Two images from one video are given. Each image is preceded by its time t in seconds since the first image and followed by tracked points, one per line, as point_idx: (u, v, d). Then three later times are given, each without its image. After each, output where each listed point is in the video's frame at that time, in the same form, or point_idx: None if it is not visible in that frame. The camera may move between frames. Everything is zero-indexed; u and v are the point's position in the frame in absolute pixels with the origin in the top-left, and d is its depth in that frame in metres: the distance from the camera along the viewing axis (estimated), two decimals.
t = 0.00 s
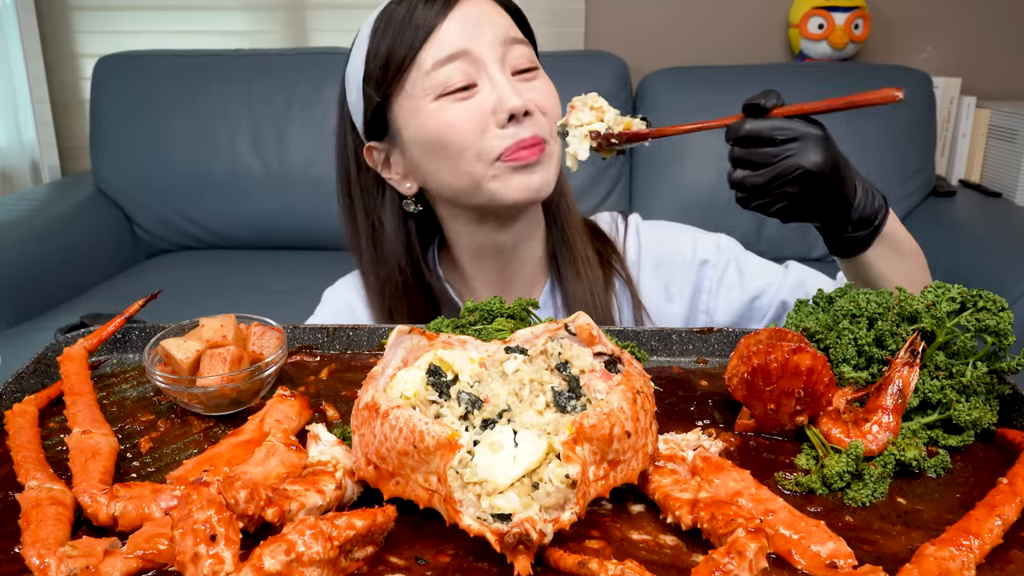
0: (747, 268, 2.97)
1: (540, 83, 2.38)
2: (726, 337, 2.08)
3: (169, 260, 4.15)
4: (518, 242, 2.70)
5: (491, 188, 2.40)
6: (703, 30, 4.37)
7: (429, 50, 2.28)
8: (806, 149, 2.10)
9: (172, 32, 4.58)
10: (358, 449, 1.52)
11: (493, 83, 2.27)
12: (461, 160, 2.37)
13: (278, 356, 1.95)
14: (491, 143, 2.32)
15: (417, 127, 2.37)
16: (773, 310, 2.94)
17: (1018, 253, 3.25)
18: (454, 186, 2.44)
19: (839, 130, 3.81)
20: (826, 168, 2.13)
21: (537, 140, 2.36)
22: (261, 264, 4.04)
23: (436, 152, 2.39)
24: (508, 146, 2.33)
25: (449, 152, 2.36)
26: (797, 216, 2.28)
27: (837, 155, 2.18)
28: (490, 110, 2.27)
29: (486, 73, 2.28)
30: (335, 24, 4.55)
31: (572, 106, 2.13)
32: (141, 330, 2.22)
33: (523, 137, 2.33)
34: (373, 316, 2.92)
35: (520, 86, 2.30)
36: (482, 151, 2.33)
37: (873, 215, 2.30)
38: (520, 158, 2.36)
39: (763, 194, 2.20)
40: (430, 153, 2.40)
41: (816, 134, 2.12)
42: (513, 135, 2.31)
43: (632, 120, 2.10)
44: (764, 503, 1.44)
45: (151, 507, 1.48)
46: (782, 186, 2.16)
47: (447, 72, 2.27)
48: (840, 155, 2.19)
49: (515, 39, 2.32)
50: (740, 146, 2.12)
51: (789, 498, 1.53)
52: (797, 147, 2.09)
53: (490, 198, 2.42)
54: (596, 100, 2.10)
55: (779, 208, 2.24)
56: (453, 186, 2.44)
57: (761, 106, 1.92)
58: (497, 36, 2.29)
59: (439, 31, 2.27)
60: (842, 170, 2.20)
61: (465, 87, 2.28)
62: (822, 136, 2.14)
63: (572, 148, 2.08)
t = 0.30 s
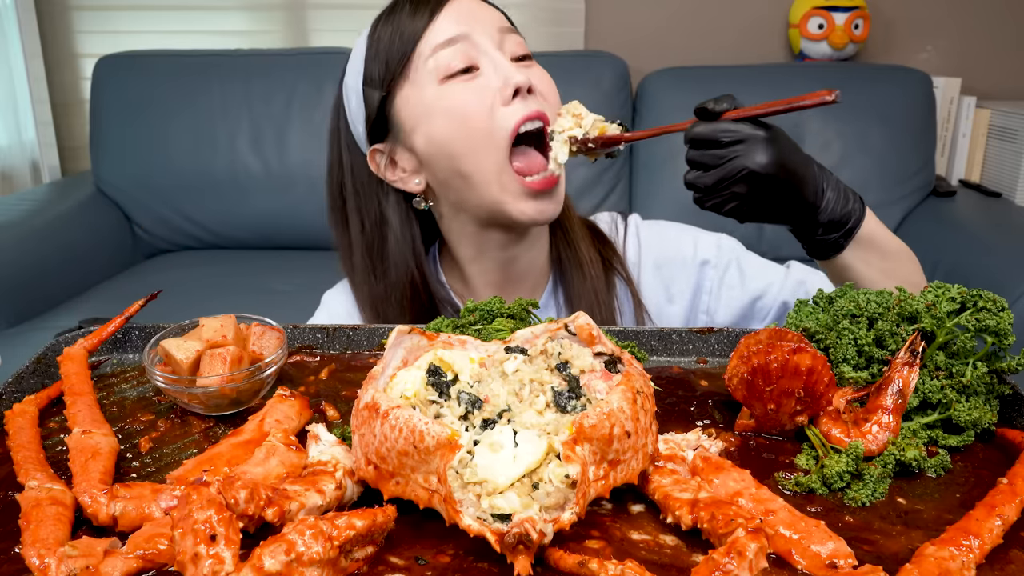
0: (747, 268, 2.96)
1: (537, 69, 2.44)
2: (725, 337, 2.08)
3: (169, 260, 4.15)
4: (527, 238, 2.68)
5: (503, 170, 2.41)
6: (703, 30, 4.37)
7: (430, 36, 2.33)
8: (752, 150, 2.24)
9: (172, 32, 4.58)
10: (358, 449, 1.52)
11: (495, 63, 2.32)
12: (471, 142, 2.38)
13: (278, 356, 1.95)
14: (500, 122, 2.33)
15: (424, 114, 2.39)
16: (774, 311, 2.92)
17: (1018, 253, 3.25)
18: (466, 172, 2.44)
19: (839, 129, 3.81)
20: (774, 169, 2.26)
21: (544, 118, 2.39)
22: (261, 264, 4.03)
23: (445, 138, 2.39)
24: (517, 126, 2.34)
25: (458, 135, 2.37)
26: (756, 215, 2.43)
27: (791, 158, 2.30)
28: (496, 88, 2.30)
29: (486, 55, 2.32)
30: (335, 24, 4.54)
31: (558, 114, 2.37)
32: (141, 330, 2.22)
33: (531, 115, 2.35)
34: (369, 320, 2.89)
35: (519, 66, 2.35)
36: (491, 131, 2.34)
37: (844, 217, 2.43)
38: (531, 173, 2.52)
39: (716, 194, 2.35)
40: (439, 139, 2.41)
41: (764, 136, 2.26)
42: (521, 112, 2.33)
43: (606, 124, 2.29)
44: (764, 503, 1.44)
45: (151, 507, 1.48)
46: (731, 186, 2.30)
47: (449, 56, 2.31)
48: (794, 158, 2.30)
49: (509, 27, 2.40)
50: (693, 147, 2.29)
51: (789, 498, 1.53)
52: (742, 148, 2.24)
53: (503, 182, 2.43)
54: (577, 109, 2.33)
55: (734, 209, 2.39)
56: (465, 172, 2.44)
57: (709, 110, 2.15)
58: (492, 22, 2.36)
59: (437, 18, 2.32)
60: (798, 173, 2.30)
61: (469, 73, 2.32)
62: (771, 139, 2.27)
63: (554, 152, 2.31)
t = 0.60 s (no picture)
0: (749, 265, 2.96)
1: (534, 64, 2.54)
2: (726, 337, 2.08)
3: (169, 260, 4.15)
4: (535, 233, 2.69)
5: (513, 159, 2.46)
6: (703, 30, 4.37)
7: (434, 33, 2.40)
8: (711, 149, 2.33)
9: (172, 32, 4.58)
10: (358, 449, 1.52)
11: (499, 57, 2.40)
12: (481, 132, 2.43)
13: (278, 356, 1.95)
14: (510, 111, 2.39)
15: (433, 108, 2.43)
16: (777, 308, 2.92)
17: (1018, 253, 3.25)
18: (476, 164, 2.48)
19: (839, 129, 3.82)
20: (734, 169, 2.35)
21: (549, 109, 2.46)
22: (261, 264, 4.03)
23: (456, 130, 2.43)
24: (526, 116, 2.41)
25: (469, 126, 2.42)
26: (724, 211, 2.53)
27: (753, 159, 2.38)
28: (503, 79, 2.38)
29: (489, 50, 2.41)
30: (335, 24, 4.53)
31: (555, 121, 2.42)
32: (141, 330, 2.22)
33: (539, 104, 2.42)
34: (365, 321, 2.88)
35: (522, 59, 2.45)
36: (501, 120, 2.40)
37: (819, 216, 2.50)
38: (536, 172, 2.55)
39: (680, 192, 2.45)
40: (450, 131, 2.44)
41: (723, 136, 2.35)
42: (529, 102, 2.40)
43: (595, 129, 2.32)
44: (764, 503, 1.44)
45: (151, 507, 1.48)
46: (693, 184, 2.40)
47: (455, 50, 2.38)
48: (756, 158, 2.38)
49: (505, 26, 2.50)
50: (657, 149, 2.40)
51: (789, 498, 1.53)
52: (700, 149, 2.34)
53: (512, 172, 2.47)
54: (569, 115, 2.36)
55: (699, 206, 2.50)
56: (476, 163, 2.48)
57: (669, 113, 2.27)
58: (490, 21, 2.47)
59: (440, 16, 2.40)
60: (758, 172, 2.39)
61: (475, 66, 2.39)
62: (732, 139, 2.36)
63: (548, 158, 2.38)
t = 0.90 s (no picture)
0: (747, 261, 2.95)
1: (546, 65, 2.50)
2: (726, 337, 2.08)
3: (169, 260, 4.15)
4: (542, 235, 2.69)
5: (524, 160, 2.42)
6: (703, 30, 4.37)
7: (446, 31, 2.37)
8: (685, 150, 2.33)
9: (172, 32, 4.58)
10: (358, 449, 1.52)
11: (511, 56, 2.37)
12: (492, 132, 2.39)
13: (278, 356, 1.95)
14: (521, 112, 2.35)
15: (444, 107, 2.40)
16: (776, 304, 2.90)
17: (1018, 253, 3.25)
18: (487, 164, 2.45)
19: (839, 129, 3.82)
20: (708, 169, 2.33)
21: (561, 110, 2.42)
22: (261, 264, 4.03)
23: (467, 130, 2.40)
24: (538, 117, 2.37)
25: (481, 125, 2.38)
26: (703, 211, 2.51)
27: (729, 158, 2.36)
28: (515, 79, 2.34)
29: (502, 49, 2.38)
30: (335, 24, 4.55)
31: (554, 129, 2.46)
32: (141, 330, 2.22)
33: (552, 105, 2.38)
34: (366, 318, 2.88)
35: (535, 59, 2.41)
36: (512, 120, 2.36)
37: (802, 212, 2.42)
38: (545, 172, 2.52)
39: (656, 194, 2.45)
40: (461, 131, 2.42)
41: (697, 138, 2.34)
42: (541, 102, 2.36)
43: (583, 134, 2.34)
44: (764, 503, 1.44)
45: (151, 507, 1.48)
46: (670, 185, 2.39)
47: (467, 49, 2.36)
48: (731, 157, 2.36)
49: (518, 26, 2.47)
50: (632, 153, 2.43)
51: (789, 498, 1.53)
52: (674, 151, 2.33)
53: (523, 173, 2.44)
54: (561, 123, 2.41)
55: (678, 207, 2.49)
56: (486, 163, 2.45)
57: (646, 117, 2.37)
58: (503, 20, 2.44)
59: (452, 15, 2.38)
60: (733, 170, 2.36)
61: (486, 65, 2.37)
62: (706, 139, 2.35)
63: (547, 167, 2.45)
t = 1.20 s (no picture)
0: (742, 254, 2.96)
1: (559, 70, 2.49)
2: (726, 337, 2.08)
3: (169, 260, 4.15)
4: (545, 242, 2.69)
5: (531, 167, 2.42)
6: (703, 30, 4.37)
7: (461, 30, 2.35)
8: (664, 151, 2.31)
9: (172, 32, 4.58)
10: (358, 449, 1.52)
11: (525, 61, 2.36)
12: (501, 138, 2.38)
13: (278, 356, 1.95)
14: (532, 119, 2.34)
15: (454, 109, 2.39)
16: (774, 295, 2.90)
17: (1018, 254, 3.25)
18: (494, 169, 2.44)
19: (839, 129, 3.82)
20: (689, 168, 2.33)
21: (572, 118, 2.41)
22: (260, 265, 4.03)
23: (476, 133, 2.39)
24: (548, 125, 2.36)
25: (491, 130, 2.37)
26: (689, 210, 2.51)
27: (708, 155, 2.35)
28: (529, 85, 2.33)
29: (516, 52, 2.36)
30: (335, 24, 4.55)
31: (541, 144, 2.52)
32: (141, 330, 2.22)
33: (564, 113, 2.38)
34: (368, 316, 2.88)
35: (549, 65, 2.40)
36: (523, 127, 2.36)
37: (787, 205, 2.42)
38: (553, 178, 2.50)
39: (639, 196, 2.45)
40: (470, 134, 2.40)
41: (675, 137, 2.33)
42: (553, 110, 2.35)
43: (567, 142, 2.42)
44: (764, 503, 1.44)
45: (151, 507, 1.48)
46: (652, 187, 2.39)
47: (481, 51, 2.34)
48: (710, 155, 2.36)
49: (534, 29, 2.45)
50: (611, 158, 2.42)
51: (789, 498, 1.53)
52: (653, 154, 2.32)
53: (529, 181, 2.43)
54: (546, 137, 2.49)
55: (663, 207, 2.49)
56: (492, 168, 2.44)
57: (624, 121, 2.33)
58: (518, 22, 2.42)
59: (468, 15, 2.35)
60: (714, 168, 2.36)
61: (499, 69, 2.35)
62: (684, 139, 2.34)
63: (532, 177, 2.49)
